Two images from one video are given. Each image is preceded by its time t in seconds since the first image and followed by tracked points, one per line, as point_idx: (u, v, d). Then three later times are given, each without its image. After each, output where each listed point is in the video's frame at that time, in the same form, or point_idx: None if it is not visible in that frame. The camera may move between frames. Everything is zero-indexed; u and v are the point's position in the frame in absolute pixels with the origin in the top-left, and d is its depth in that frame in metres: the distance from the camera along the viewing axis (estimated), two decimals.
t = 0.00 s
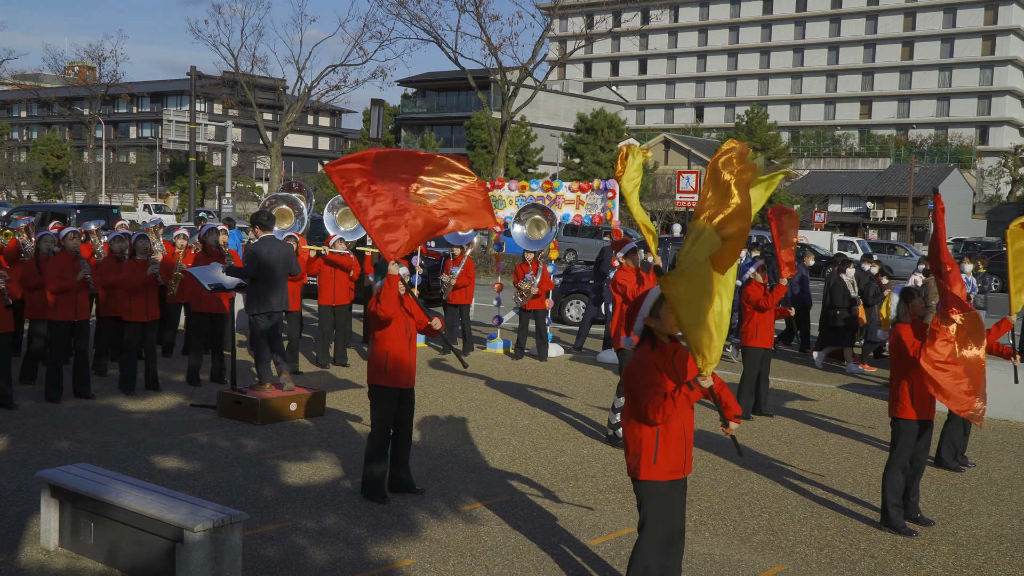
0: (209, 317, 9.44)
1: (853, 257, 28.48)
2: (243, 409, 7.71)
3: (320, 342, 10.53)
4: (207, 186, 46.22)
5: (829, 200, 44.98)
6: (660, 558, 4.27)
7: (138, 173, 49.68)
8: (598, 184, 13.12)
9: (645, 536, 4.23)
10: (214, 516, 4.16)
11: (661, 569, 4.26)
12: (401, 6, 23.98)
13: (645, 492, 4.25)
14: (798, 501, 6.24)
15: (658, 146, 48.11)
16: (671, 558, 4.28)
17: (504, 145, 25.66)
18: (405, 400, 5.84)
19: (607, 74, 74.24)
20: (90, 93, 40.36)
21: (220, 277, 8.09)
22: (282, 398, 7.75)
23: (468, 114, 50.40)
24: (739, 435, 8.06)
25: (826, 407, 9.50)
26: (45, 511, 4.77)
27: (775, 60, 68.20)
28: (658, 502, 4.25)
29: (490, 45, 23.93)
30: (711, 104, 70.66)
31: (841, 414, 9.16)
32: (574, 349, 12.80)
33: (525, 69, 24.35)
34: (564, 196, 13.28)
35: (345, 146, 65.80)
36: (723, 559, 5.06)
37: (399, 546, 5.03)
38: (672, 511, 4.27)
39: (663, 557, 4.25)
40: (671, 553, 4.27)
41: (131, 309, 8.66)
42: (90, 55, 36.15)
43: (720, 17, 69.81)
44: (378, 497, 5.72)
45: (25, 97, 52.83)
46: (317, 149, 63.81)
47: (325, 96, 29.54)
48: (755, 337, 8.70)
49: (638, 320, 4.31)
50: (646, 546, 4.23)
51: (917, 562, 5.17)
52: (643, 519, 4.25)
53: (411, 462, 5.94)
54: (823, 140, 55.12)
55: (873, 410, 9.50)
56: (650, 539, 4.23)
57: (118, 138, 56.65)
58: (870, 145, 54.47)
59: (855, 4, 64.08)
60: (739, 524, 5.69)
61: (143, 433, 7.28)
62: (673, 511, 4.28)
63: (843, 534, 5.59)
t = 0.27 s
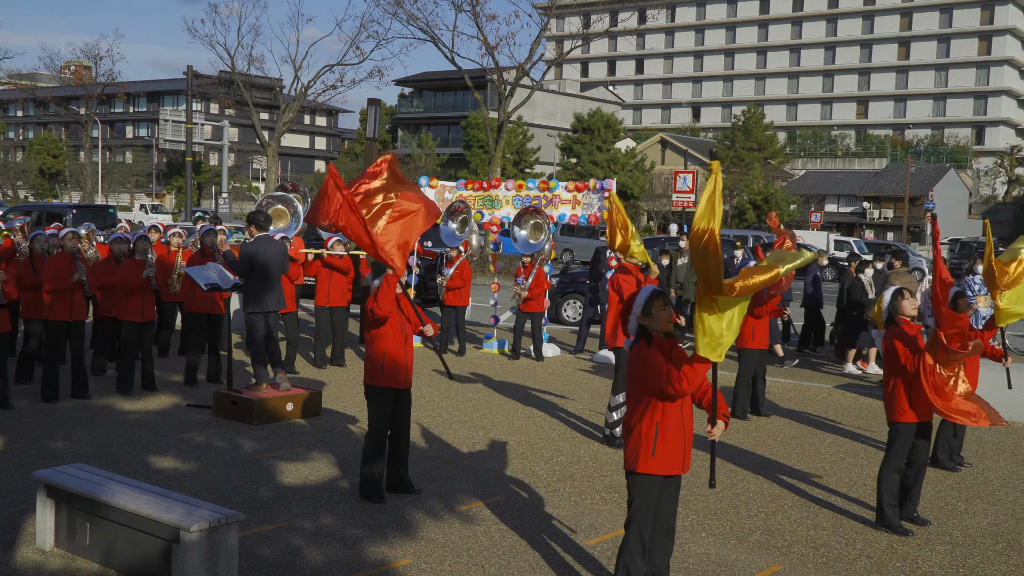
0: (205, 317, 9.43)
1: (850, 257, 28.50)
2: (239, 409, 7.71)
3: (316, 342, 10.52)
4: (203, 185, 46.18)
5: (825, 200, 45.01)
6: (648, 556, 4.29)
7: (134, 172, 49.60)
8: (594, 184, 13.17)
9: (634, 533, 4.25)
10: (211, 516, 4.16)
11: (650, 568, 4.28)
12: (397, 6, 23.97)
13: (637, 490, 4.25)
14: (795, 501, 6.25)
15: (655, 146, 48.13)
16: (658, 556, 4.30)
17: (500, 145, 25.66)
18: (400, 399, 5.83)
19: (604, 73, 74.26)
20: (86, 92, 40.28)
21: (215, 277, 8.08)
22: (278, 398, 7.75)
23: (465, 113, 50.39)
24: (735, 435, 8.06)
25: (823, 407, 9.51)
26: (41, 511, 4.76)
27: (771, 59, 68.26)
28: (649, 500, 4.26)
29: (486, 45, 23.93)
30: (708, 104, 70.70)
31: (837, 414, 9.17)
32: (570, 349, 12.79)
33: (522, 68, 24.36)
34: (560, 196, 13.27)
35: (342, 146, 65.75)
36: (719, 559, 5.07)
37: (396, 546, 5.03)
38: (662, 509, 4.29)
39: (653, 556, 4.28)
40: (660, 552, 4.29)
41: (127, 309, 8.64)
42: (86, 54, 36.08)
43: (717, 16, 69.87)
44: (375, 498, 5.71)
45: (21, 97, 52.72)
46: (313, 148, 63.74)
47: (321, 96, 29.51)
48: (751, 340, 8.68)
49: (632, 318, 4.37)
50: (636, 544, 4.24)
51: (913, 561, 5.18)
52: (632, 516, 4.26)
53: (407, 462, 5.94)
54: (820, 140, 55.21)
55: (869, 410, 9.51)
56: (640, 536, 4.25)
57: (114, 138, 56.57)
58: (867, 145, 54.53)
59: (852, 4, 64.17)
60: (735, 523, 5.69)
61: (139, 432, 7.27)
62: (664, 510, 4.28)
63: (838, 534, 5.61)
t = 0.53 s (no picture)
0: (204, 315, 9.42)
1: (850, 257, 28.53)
2: (239, 409, 7.71)
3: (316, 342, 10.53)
4: (202, 185, 46.17)
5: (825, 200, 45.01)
6: (653, 556, 4.28)
7: (134, 172, 49.58)
8: (595, 184, 13.24)
9: (641, 533, 4.23)
10: (210, 515, 4.16)
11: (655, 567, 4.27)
12: (397, 6, 23.99)
13: (643, 490, 4.24)
14: (794, 501, 6.25)
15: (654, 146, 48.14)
16: (663, 555, 4.29)
17: (500, 144, 25.68)
18: (402, 397, 5.84)
19: (603, 73, 74.27)
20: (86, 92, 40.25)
21: (214, 276, 8.07)
22: (278, 397, 7.74)
23: (465, 113, 50.40)
24: (735, 435, 8.07)
25: (822, 407, 9.52)
26: (41, 510, 4.77)
27: (771, 60, 68.27)
28: (655, 499, 4.25)
29: (486, 44, 23.94)
30: (708, 104, 70.72)
31: (837, 414, 9.18)
32: (569, 349, 12.81)
33: (521, 68, 24.38)
34: (559, 195, 13.29)
35: (341, 146, 65.74)
36: (719, 559, 5.07)
37: (395, 545, 5.04)
38: (666, 508, 4.29)
39: (658, 557, 4.27)
40: (665, 552, 4.28)
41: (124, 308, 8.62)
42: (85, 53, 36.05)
43: (717, 16, 69.89)
44: (375, 497, 5.71)
45: (20, 97, 52.72)
46: (313, 148, 63.73)
47: (321, 95, 29.53)
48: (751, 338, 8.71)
49: (637, 319, 4.41)
50: (641, 544, 4.22)
51: (913, 561, 5.19)
52: (638, 516, 4.24)
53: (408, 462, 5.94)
54: (819, 141, 55.24)
55: (869, 410, 9.52)
56: (646, 536, 4.23)
57: (114, 138, 56.58)
58: (866, 145, 54.53)
59: (851, 5, 64.20)
60: (735, 524, 5.70)
61: (139, 431, 7.27)
62: (669, 508, 4.28)
63: (839, 534, 5.61)
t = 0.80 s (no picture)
0: (204, 316, 9.44)
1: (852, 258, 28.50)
2: (240, 409, 7.71)
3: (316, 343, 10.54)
4: (204, 185, 46.20)
5: (826, 200, 45.00)
6: (656, 557, 4.25)
7: (135, 172, 49.60)
8: (595, 184, 13.22)
9: (642, 534, 4.22)
10: (212, 515, 4.16)
11: (657, 568, 4.25)
12: (398, 5, 24.00)
13: (644, 491, 4.24)
14: (796, 502, 6.25)
15: (656, 147, 48.16)
16: (666, 557, 4.27)
17: (501, 144, 25.69)
18: (407, 398, 5.84)
19: (604, 73, 74.26)
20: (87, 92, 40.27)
21: (217, 276, 8.06)
22: (279, 398, 7.74)
23: (466, 113, 50.41)
24: (736, 436, 8.08)
25: (823, 408, 9.53)
26: (42, 509, 4.77)
27: (772, 60, 68.27)
28: (655, 501, 4.25)
29: (487, 44, 23.97)
30: (709, 104, 70.74)
31: (838, 416, 9.18)
32: (571, 350, 12.80)
33: (522, 68, 24.40)
34: (561, 196, 13.27)
35: (342, 145, 65.74)
36: (719, 560, 5.08)
37: (397, 545, 5.04)
38: (668, 510, 4.27)
39: (660, 558, 4.24)
40: (667, 552, 4.26)
41: (125, 309, 8.64)
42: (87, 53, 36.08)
43: (718, 17, 69.90)
44: (376, 498, 5.71)
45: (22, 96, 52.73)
46: (314, 147, 63.75)
47: (323, 95, 29.55)
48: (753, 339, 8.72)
49: (640, 319, 4.41)
50: (644, 543, 4.22)
51: (914, 562, 5.18)
52: (639, 516, 4.25)
53: (409, 462, 5.94)
54: (820, 141, 55.24)
55: (871, 412, 9.51)
56: (647, 536, 4.23)
57: (115, 137, 56.61)
58: (868, 145, 54.54)
59: (852, 5, 64.18)
60: (736, 524, 5.70)
61: (140, 432, 7.27)
62: (671, 508, 4.27)
63: (841, 535, 5.60)
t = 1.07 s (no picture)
0: (205, 315, 9.44)
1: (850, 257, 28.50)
2: (240, 409, 7.71)
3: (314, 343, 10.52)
4: (203, 184, 46.20)
5: (825, 199, 45.00)
6: (652, 556, 4.27)
7: (134, 172, 49.59)
8: (595, 184, 13.20)
9: (638, 533, 4.23)
10: (212, 515, 4.17)
11: (653, 568, 4.26)
12: (397, 5, 24.00)
13: (639, 492, 4.25)
14: (796, 501, 6.24)
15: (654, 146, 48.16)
16: (662, 556, 4.27)
17: (499, 144, 25.70)
18: (404, 399, 5.83)
19: (603, 73, 74.25)
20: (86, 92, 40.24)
21: (215, 276, 8.06)
22: (278, 397, 7.75)
23: (465, 113, 50.41)
24: (734, 435, 8.08)
25: (822, 407, 9.54)
26: (42, 510, 4.77)
27: (771, 59, 68.31)
28: (652, 502, 4.25)
29: (486, 44, 23.97)
30: (708, 103, 70.77)
31: (836, 414, 9.19)
32: (570, 349, 12.79)
33: (521, 67, 24.40)
34: (561, 195, 13.27)
35: (341, 145, 65.73)
36: (719, 559, 5.08)
37: (396, 545, 5.04)
38: (664, 509, 4.28)
39: (657, 557, 4.26)
40: (663, 551, 4.27)
41: (126, 308, 8.65)
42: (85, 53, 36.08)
43: (717, 16, 69.94)
44: (375, 497, 5.72)
45: (21, 96, 52.70)
46: (313, 147, 63.73)
47: (321, 94, 29.55)
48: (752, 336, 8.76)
49: (637, 319, 4.40)
50: (640, 543, 4.23)
51: (913, 561, 5.19)
52: (636, 515, 4.26)
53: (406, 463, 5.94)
54: (819, 140, 55.26)
55: (870, 410, 9.51)
56: (643, 536, 4.24)
57: (114, 137, 56.60)
58: (867, 144, 54.57)
59: (851, 4, 64.21)
60: (736, 524, 5.70)
61: (140, 431, 7.27)
62: (669, 509, 4.28)
63: (840, 534, 5.61)
